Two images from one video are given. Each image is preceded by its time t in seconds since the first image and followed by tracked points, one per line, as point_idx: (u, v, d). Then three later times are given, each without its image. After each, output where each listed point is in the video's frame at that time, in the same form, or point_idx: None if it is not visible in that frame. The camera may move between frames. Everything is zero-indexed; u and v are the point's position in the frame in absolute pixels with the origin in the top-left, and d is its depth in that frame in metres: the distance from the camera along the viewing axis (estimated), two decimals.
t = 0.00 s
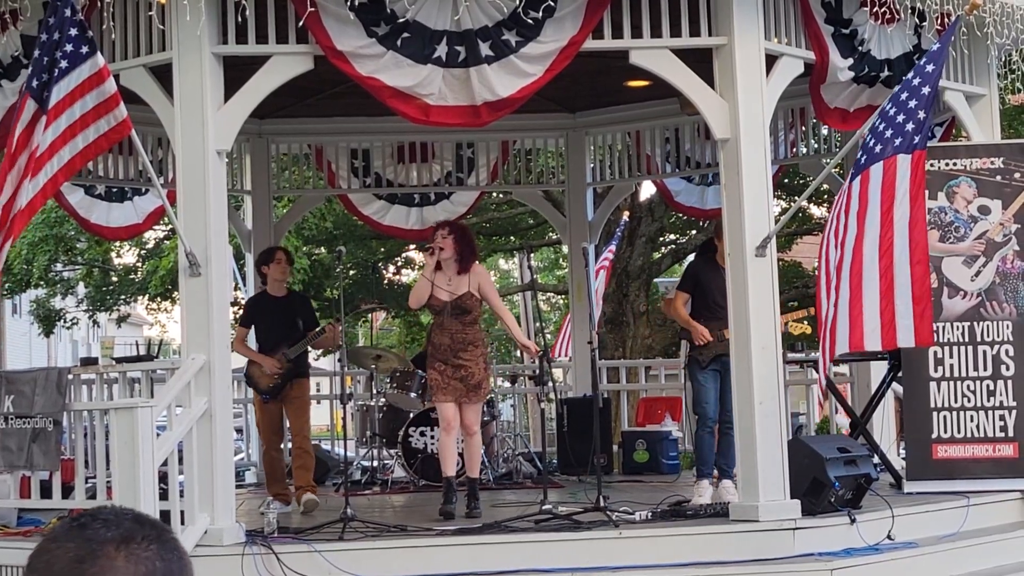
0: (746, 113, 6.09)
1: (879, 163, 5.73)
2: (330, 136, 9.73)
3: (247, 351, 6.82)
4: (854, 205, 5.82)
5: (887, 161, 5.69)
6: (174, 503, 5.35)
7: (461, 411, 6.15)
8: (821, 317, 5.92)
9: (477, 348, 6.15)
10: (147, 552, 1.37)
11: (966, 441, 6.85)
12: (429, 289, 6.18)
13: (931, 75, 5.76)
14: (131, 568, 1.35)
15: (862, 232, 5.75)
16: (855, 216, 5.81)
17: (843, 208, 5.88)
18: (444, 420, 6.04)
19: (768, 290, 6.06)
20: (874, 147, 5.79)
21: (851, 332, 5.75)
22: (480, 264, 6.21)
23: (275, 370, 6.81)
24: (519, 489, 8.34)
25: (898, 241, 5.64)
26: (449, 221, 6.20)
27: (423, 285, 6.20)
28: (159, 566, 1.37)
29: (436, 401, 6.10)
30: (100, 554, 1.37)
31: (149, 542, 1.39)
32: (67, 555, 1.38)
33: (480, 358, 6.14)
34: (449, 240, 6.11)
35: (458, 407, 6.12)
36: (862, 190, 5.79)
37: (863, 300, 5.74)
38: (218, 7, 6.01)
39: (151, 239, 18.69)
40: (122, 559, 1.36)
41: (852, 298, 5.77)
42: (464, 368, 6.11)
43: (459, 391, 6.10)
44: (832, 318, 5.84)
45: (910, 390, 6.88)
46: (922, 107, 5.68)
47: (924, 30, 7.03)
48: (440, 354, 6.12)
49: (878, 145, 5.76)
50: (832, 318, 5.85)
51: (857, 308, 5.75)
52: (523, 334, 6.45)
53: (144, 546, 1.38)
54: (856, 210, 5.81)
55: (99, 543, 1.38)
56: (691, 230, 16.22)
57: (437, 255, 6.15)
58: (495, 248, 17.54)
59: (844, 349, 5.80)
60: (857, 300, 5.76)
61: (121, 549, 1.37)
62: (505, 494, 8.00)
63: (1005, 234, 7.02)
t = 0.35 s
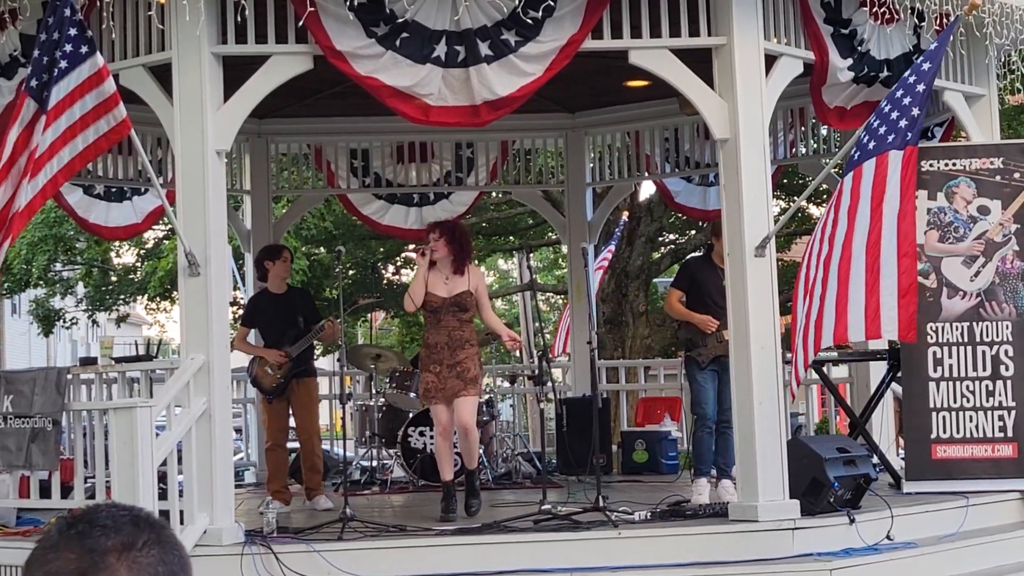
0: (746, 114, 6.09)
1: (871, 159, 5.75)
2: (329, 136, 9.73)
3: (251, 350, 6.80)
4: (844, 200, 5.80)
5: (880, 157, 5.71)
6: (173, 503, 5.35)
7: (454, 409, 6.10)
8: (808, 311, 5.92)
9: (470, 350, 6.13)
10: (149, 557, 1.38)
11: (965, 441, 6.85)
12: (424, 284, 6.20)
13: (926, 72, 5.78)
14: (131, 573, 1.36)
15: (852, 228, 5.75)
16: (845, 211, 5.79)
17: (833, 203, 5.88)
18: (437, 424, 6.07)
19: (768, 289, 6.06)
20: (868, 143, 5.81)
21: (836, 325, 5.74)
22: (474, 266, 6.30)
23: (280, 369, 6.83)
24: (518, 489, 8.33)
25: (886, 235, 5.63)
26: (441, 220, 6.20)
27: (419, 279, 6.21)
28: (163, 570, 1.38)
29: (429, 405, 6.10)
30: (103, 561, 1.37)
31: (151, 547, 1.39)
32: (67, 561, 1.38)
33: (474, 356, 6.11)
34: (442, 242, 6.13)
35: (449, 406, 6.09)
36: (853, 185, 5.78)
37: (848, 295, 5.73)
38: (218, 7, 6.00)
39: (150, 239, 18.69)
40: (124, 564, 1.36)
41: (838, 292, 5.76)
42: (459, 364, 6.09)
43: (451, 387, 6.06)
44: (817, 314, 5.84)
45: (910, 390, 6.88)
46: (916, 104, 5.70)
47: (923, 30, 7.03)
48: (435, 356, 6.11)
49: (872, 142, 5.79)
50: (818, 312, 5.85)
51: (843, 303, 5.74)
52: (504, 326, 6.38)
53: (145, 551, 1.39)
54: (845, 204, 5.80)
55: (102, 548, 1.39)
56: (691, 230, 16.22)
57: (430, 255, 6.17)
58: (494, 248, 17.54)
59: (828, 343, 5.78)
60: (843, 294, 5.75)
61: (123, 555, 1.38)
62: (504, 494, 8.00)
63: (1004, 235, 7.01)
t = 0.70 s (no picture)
0: (744, 112, 6.09)
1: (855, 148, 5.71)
2: (327, 135, 9.74)
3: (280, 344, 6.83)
4: (826, 188, 5.71)
5: (863, 146, 5.70)
6: (171, 501, 5.35)
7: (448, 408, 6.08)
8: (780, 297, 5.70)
9: (468, 349, 6.13)
10: (143, 554, 1.38)
11: (963, 440, 6.85)
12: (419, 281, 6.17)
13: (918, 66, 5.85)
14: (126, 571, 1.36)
15: (832, 214, 5.66)
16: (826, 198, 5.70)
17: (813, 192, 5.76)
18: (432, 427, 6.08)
19: (766, 289, 6.06)
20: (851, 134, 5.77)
21: (812, 310, 5.59)
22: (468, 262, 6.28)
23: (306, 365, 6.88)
24: (516, 487, 8.33)
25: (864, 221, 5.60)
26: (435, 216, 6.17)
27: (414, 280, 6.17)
28: (158, 567, 1.38)
29: (427, 404, 6.10)
30: (99, 559, 1.37)
31: (145, 544, 1.39)
32: (60, 560, 1.38)
33: (471, 355, 6.11)
34: (436, 240, 6.11)
35: (445, 406, 6.07)
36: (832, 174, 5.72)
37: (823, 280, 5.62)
38: (216, 5, 6.00)
39: (149, 238, 18.69)
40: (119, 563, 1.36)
41: (814, 276, 5.62)
42: (458, 365, 6.10)
43: (449, 387, 6.07)
44: (790, 298, 5.64)
45: (908, 389, 6.87)
46: (903, 94, 5.76)
47: (921, 29, 7.03)
48: (433, 354, 6.11)
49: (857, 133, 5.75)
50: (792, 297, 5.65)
51: (819, 288, 5.61)
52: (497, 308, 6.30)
53: (139, 549, 1.39)
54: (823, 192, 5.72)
55: (97, 546, 1.39)
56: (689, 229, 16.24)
57: (425, 255, 6.15)
58: (493, 247, 17.57)
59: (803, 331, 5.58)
60: (819, 279, 5.62)
61: (119, 552, 1.38)
62: (502, 493, 8.00)
63: (1003, 234, 7.01)
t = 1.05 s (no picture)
0: (743, 112, 6.09)
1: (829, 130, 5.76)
2: (326, 134, 9.73)
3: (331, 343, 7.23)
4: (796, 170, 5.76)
5: (833, 128, 5.70)
6: (169, 501, 5.35)
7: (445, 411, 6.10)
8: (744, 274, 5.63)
9: (465, 347, 6.11)
10: (135, 554, 1.38)
11: (962, 441, 6.86)
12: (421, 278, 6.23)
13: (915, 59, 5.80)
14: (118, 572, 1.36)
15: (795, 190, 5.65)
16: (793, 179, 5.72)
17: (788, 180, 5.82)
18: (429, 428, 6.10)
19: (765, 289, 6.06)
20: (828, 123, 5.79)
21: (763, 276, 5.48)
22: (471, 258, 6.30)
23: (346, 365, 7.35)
24: (515, 487, 8.33)
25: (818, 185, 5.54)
26: (438, 213, 6.23)
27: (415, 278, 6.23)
28: (150, 566, 1.38)
29: (423, 403, 6.11)
30: (90, 558, 1.37)
31: (138, 543, 1.39)
32: (53, 560, 1.38)
33: (468, 356, 6.09)
34: (440, 235, 6.15)
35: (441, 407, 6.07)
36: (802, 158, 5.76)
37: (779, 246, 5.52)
38: (216, 5, 6.00)
39: (148, 237, 18.67)
40: (111, 562, 1.36)
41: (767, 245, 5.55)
42: (454, 365, 6.08)
43: (445, 390, 6.05)
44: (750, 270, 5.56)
45: (907, 389, 6.87)
46: (884, 85, 5.74)
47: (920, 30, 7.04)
48: (429, 353, 6.12)
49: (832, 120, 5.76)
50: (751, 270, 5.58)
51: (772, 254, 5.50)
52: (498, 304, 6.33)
53: (132, 548, 1.39)
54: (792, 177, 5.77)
55: (90, 545, 1.39)
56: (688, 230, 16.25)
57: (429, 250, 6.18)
58: (492, 247, 17.57)
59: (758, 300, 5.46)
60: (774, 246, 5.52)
61: (110, 552, 1.38)
62: (500, 493, 8.00)
63: (1002, 235, 7.01)
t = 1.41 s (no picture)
0: (743, 112, 6.09)
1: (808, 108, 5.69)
2: (327, 134, 9.74)
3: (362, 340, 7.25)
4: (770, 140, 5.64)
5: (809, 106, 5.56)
6: (169, 500, 5.35)
7: (441, 410, 6.09)
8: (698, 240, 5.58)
9: (463, 346, 6.12)
10: (128, 550, 1.42)
11: (961, 441, 6.86)
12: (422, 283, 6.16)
13: (910, 53, 5.67)
14: (113, 566, 1.40)
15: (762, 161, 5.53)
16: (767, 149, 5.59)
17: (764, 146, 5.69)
18: (422, 427, 6.01)
19: (764, 289, 6.06)
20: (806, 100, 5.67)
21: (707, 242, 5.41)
22: (470, 259, 6.30)
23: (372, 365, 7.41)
24: (514, 487, 8.34)
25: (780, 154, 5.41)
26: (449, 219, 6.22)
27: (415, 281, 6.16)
28: (139, 563, 1.41)
29: (418, 401, 6.05)
30: (80, 549, 1.42)
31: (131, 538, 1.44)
32: (50, 552, 1.43)
33: (465, 354, 6.10)
34: (444, 245, 6.15)
35: (438, 404, 6.07)
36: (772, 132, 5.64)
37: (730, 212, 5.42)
38: (215, 4, 6.00)
39: (147, 236, 18.65)
40: (104, 556, 1.41)
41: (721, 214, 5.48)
42: (453, 364, 6.09)
43: (443, 388, 6.06)
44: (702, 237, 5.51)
45: (906, 389, 6.87)
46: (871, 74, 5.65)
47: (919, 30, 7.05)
48: (426, 349, 6.11)
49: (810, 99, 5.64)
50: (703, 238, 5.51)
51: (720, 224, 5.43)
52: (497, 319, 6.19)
53: (124, 542, 1.43)
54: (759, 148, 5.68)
55: (83, 538, 1.43)
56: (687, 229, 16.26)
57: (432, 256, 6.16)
58: (491, 246, 17.58)
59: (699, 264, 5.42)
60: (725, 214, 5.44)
61: (101, 546, 1.42)
62: (499, 492, 7.99)
63: (1002, 234, 7.01)
